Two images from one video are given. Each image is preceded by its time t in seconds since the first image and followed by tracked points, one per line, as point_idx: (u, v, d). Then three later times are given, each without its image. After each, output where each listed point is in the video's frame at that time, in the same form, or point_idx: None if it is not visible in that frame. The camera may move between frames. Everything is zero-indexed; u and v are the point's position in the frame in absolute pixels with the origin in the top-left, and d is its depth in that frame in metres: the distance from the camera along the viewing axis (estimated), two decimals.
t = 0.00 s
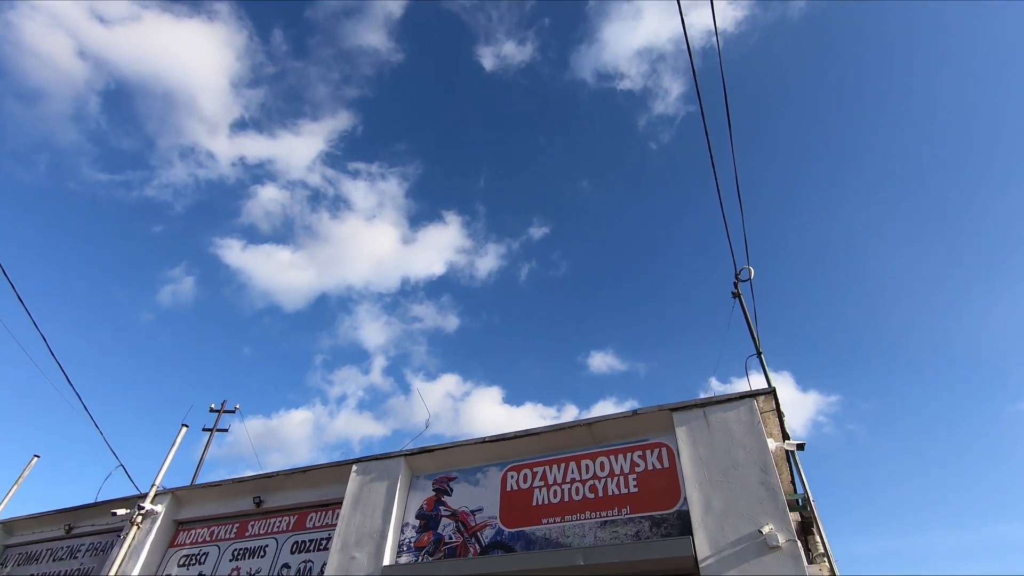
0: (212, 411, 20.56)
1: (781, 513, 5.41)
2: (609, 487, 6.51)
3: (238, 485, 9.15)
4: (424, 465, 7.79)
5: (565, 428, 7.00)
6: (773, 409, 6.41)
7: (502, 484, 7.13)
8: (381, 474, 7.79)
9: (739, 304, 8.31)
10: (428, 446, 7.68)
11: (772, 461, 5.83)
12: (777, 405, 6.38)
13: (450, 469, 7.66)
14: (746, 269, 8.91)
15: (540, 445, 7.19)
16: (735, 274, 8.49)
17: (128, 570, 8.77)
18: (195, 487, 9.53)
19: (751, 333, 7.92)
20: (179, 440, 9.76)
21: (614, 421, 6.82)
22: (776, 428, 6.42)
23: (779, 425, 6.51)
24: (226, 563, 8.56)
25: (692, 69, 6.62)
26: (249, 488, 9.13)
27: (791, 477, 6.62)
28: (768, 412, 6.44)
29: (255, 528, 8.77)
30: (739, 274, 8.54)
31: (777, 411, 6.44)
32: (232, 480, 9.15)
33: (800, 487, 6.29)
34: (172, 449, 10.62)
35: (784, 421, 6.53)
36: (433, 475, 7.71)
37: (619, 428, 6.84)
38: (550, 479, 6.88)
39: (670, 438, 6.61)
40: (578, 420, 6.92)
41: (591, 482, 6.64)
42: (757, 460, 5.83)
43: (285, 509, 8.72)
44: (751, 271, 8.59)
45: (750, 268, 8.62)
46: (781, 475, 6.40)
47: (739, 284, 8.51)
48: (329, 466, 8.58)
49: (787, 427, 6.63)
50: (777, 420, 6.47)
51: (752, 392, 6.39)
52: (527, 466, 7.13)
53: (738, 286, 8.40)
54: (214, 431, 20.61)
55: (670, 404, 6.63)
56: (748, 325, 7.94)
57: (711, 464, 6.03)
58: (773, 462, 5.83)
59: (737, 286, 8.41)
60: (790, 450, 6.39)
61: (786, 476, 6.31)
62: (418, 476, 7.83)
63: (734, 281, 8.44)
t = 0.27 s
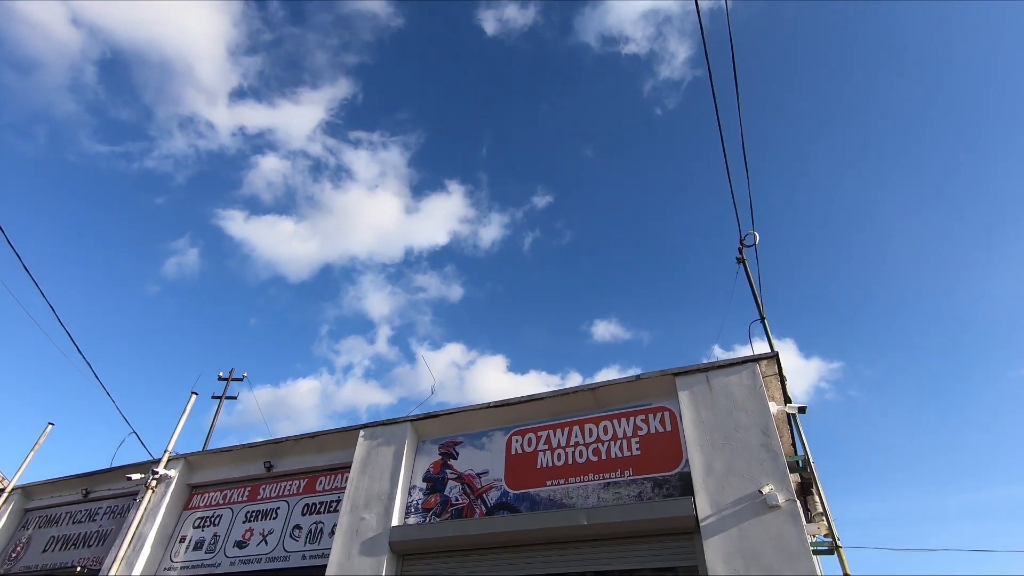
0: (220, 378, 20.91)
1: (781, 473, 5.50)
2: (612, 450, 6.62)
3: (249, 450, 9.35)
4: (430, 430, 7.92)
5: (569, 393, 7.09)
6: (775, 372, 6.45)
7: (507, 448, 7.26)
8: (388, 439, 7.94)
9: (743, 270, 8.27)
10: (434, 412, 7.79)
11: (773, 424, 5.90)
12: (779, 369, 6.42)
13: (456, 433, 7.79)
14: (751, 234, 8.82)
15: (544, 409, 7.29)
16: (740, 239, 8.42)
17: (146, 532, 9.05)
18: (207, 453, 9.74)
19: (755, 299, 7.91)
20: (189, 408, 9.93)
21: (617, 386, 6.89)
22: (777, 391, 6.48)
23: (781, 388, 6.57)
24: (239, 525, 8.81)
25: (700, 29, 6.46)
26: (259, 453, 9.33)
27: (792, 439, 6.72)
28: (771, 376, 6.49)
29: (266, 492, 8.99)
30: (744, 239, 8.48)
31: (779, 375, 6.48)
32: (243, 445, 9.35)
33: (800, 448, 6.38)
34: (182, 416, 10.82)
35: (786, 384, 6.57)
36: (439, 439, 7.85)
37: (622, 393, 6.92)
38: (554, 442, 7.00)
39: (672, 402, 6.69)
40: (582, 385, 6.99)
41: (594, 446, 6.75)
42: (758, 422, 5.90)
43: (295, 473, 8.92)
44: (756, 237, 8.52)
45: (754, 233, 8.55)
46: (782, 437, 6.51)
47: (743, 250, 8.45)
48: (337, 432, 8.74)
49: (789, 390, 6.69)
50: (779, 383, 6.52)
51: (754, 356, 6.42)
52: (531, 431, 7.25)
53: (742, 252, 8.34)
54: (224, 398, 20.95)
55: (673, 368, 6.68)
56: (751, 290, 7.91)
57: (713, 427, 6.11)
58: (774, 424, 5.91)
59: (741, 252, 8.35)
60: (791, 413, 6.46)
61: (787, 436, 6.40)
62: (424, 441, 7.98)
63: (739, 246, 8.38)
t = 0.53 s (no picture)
0: (229, 345, 21.51)
1: (782, 434, 5.57)
2: (615, 413, 6.71)
3: (258, 415, 9.53)
4: (436, 394, 8.03)
5: (573, 356, 7.15)
6: (778, 335, 6.47)
7: (511, 411, 7.36)
8: (395, 403, 8.07)
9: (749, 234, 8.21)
10: (439, 376, 7.89)
11: (775, 386, 5.95)
12: (783, 332, 6.43)
13: (461, 397, 7.89)
14: (756, 198, 8.70)
15: (548, 373, 7.37)
16: (746, 203, 8.34)
17: (161, 492, 9.30)
18: (217, 417, 9.93)
19: (760, 262, 7.87)
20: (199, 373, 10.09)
21: (620, 350, 6.94)
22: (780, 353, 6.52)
23: (783, 351, 6.60)
24: (251, 486, 9.05)
25: None
26: (268, 417, 9.50)
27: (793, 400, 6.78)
28: (774, 339, 6.51)
29: (277, 454, 9.20)
30: (750, 203, 8.40)
31: (782, 338, 6.50)
32: (252, 410, 9.51)
33: (802, 410, 6.45)
34: (192, 382, 10.99)
35: (788, 347, 6.61)
36: (445, 403, 7.96)
37: (625, 356, 6.98)
38: (558, 405, 7.10)
39: (675, 365, 6.74)
40: (585, 349, 7.04)
41: (597, 408, 6.84)
42: (760, 384, 5.96)
43: (304, 436, 9.10)
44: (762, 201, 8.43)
45: (760, 197, 8.46)
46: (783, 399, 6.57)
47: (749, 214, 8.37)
48: (344, 396, 8.88)
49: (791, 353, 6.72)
50: (782, 346, 6.55)
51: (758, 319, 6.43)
52: (536, 394, 7.34)
53: (747, 216, 8.27)
54: (233, 364, 21.19)
55: (676, 332, 6.71)
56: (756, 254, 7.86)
57: (715, 389, 6.17)
58: (776, 386, 5.96)
59: (747, 216, 8.28)
60: (793, 375, 6.50)
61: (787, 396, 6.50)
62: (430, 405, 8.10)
63: (744, 210, 8.30)
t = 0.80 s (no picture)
0: (235, 312, 21.74)
1: (783, 394, 5.62)
2: (618, 374, 6.77)
3: (265, 379, 9.66)
4: (440, 358, 8.11)
5: (576, 319, 7.17)
6: (782, 297, 6.46)
7: (515, 373, 7.44)
8: (400, 366, 8.16)
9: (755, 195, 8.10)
10: (443, 339, 7.95)
11: (778, 347, 5.98)
12: (787, 293, 6.42)
13: (466, 360, 7.97)
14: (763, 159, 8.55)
15: (552, 336, 7.41)
16: (752, 164, 8.21)
17: (173, 455, 9.53)
18: (225, 382, 10.07)
19: (765, 224, 7.80)
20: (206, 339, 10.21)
21: (623, 312, 6.95)
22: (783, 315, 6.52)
23: (787, 312, 6.60)
24: (261, 448, 9.25)
25: None
26: (275, 381, 9.63)
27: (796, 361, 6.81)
28: (778, 301, 6.50)
29: (285, 417, 9.37)
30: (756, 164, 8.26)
31: (786, 300, 6.50)
32: (260, 374, 9.65)
33: (804, 371, 6.49)
34: (199, 348, 11.12)
35: (792, 309, 6.62)
36: (450, 366, 8.05)
37: (629, 319, 7.00)
38: (561, 367, 7.17)
39: (678, 327, 6.77)
40: (589, 312, 7.06)
41: (600, 370, 6.91)
42: (763, 345, 5.98)
43: (312, 400, 9.24)
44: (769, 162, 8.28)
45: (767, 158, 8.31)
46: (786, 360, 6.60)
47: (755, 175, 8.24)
48: (349, 360, 8.97)
49: (795, 314, 6.73)
50: (786, 307, 6.55)
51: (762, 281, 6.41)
52: (539, 357, 7.40)
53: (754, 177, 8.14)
54: (239, 331, 21.47)
55: (680, 294, 6.71)
56: (762, 216, 7.78)
57: (718, 350, 6.21)
58: (779, 347, 5.98)
59: (753, 177, 8.15)
60: (796, 336, 6.52)
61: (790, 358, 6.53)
62: (435, 367, 8.19)
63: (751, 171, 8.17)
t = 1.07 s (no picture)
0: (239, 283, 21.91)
1: (786, 360, 5.64)
2: (622, 342, 6.80)
3: (272, 348, 9.75)
4: (445, 327, 8.16)
5: (580, 287, 7.17)
6: (787, 265, 6.43)
7: (519, 342, 7.48)
8: (405, 335, 8.21)
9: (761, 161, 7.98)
10: (447, 308, 7.98)
11: (782, 314, 5.97)
12: (792, 261, 6.38)
13: (470, 329, 8.01)
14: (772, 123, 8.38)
15: (555, 305, 7.42)
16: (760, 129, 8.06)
17: (184, 423, 9.70)
18: (232, 352, 10.17)
19: (771, 191, 7.70)
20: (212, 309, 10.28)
21: (627, 280, 6.94)
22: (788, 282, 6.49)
23: (792, 279, 6.58)
24: (270, 416, 9.40)
25: None
26: (282, 350, 9.73)
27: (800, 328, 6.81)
28: (783, 268, 6.47)
29: (292, 386, 9.49)
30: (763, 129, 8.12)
31: (791, 267, 6.47)
32: (266, 344, 9.73)
33: (808, 337, 6.49)
34: (206, 318, 11.20)
35: (797, 276, 6.60)
36: (454, 335, 8.10)
37: (632, 287, 6.98)
38: (565, 335, 7.19)
39: (682, 295, 6.76)
40: (593, 280, 7.05)
41: (604, 338, 6.93)
42: (767, 312, 5.98)
43: (318, 369, 9.34)
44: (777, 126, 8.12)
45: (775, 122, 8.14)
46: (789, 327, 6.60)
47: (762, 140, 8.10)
48: (354, 329, 9.03)
49: (800, 281, 6.70)
50: (790, 275, 6.52)
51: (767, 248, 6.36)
52: (543, 325, 7.43)
53: (761, 143, 8.01)
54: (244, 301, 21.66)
55: (684, 262, 6.68)
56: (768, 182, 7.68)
57: (722, 318, 6.21)
58: (783, 314, 5.98)
59: (760, 142, 8.02)
60: (800, 303, 6.51)
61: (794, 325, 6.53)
62: (439, 337, 8.24)
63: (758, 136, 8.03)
